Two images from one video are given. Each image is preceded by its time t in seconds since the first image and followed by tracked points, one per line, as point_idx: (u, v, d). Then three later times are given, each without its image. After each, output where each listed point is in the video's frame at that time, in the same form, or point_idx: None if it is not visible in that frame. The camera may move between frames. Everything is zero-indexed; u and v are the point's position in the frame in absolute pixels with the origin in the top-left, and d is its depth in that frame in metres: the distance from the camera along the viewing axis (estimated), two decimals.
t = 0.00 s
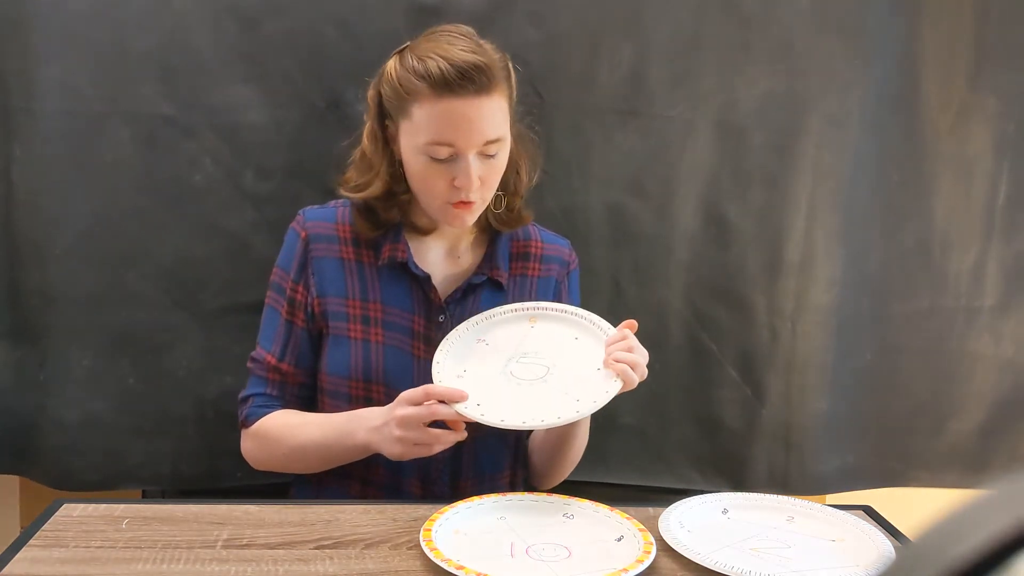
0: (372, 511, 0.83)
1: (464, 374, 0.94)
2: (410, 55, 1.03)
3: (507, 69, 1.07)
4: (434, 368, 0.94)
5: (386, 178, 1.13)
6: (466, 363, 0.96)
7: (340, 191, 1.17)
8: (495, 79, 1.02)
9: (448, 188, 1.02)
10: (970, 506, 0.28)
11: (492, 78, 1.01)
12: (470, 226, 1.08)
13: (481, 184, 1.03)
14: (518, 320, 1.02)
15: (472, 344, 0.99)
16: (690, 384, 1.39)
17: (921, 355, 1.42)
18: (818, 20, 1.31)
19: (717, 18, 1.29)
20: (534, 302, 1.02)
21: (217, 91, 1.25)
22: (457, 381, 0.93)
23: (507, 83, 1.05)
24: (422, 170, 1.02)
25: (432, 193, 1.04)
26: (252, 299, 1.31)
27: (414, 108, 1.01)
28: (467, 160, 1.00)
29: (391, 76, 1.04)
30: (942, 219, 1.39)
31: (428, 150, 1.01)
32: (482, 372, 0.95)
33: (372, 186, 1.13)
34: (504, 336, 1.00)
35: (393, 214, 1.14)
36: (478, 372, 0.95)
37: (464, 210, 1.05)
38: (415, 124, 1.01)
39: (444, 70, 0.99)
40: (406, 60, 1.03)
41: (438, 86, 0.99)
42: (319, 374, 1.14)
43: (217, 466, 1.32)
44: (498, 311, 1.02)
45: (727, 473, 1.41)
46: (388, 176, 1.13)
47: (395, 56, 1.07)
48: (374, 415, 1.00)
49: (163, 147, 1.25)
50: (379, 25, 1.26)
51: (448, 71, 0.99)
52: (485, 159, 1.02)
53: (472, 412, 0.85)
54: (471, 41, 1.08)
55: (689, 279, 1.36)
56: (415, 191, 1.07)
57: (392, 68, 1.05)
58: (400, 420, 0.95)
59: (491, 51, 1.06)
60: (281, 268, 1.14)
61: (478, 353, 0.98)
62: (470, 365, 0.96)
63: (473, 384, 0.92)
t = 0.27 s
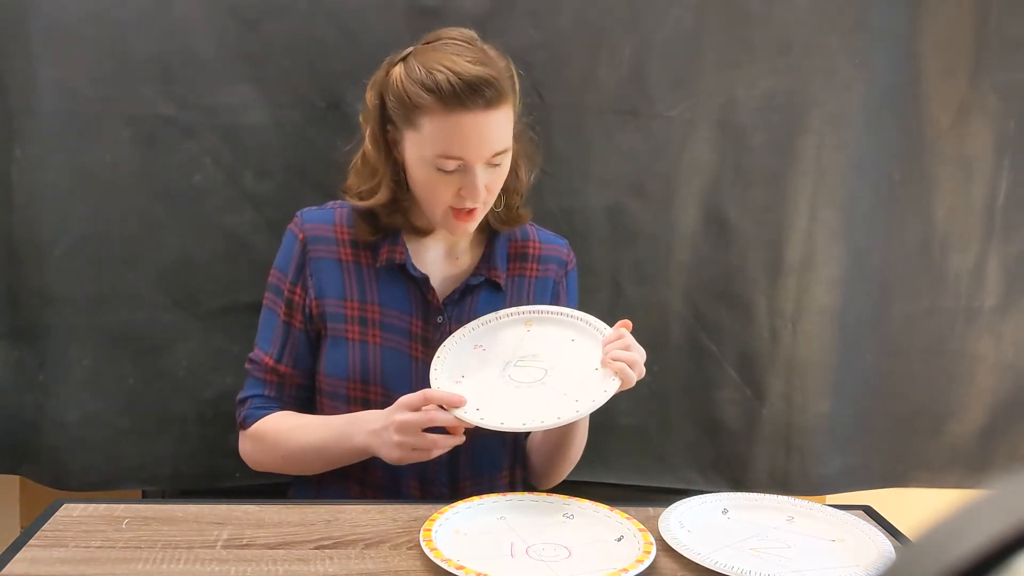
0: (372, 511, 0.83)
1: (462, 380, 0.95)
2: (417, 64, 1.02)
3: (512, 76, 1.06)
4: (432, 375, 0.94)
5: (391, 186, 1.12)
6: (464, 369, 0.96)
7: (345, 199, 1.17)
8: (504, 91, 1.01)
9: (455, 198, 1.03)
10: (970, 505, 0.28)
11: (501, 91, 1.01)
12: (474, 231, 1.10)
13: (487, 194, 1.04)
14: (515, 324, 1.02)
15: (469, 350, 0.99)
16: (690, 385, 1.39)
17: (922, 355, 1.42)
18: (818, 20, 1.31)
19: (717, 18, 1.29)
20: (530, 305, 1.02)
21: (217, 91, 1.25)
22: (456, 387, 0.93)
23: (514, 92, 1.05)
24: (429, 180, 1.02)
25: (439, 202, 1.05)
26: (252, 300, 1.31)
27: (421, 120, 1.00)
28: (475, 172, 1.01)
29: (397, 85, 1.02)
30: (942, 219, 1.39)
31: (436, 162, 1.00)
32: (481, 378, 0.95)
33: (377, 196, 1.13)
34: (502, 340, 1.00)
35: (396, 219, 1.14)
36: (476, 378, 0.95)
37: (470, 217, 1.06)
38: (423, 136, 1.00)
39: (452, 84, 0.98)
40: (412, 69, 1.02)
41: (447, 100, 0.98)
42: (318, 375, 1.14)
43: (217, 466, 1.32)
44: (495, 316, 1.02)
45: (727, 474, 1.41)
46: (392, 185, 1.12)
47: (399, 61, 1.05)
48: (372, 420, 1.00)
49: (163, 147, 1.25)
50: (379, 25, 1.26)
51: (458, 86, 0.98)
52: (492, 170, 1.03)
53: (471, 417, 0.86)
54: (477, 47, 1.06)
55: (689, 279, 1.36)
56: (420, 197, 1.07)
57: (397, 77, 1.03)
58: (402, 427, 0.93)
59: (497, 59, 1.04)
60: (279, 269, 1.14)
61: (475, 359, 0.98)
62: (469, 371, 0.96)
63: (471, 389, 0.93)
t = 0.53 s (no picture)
0: (373, 511, 0.83)
1: (468, 388, 0.95)
2: (419, 65, 1.01)
3: (513, 76, 1.06)
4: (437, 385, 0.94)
5: (393, 188, 1.12)
6: (468, 378, 0.96)
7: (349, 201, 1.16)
8: (507, 91, 1.01)
9: (459, 199, 1.03)
10: (970, 506, 0.28)
11: (504, 91, 1.00)
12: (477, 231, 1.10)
13: (491, 194, 1.04)
14: (516, 328, 1.02)
15: (472, 358, 1.00)
16: (690, 385, 1.39)
17: (922, 355, 1.42)
18: (818, 20, 1.31)
19: (717, 18, 1.29)
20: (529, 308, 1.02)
21: (217, 91, 1.25)
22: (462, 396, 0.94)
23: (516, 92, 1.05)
24: (433, 182, 1.03)
25: (443, 203, 1.05)
26: (252, 300, 1.31)
27: (425, 122, 1.00)
28: (480, 173, 1.01)
29: (400, 87, 1.02)
30: (942, 219, 1.38)
31: (440, 164, 1.00)
32: (487, 384, 0.95)
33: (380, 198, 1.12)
34: (504, 346, 1.01)
35: (400, 221, 1.13)
36: (481, 385, 0.95)
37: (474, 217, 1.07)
38: (427, 138, 1.00)
39: (456, 85, 0.98)
40: (414, 70, 1.01)
41: (451, 101, 0.98)
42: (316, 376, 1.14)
43: (217, 466, 1.32)
44: (496, 321, 1.03)
45: (727, 474, 1.41)
46: (394, 186, 1.11)
47: (401, 62, 1.05)
48: (369, 428, 1.02)
49: (164, 147, 1.25)
50: (380, 25, 1.26)
51: (462, 87, 0.98)
52: (496, 170, 1.03)
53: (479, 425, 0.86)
54: (478, 46, 1.05)
55: (689, 279, 1.36)
56: (423, 198, 1.07)
57: (400, 77, 1.03)
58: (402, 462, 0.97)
59: (499, 60, 1.04)
60: (278, 270, 1.14)
61: (480, 366, 0.98)
62: (473, 378, 0.97)
63: (478, 397, 0.93)
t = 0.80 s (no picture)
0: (373, 511, 0.83)
1: (473, 391, 0.95)
2: (418, 65, 1.01)
3: (513, 74, 1.06)
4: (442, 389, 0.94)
5: (394, 192, 1.11)
6: (472, 381, 0.96)
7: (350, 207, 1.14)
8: (507, 89, 1.01)
9: (462, 199, 1.03)
10: (969, 506, 0.28)
11: (505, 89, 1.00)
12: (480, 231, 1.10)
13: (494, 193, 1.04)
14: (516, 328, 1.02)
15: (474, 360, 0.99)
16: (690, 385, 1.39)
17: (921, 355, 1.42)
18: (818, 20, 1.31)
19: (717, 18, 1.29)
20: (529, 309, 1.02)
21: (217, 91, 1.25)
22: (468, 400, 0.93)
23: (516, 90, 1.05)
24: (436, 182, 1.02)
25: (445, 203, 1.05)
26: (252, 300, 1.31)
27: (426, 122, 1.00)
28: (482, 172, 1.01)
29: (399, 88, 1.02)
30: (942, 219, 1.39)
31: (442, 164, 1.01)
32: (491, 388, 0.95)
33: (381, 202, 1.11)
34: (505, 348, 1.01)
35: (401, 225, 1.13)
36: (485, 388, 0.95)
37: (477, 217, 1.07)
38: (428, 138, 1.00)
39: (456, 84, 0.98)
40: (414, 70, 1.01)
41: (451, 100, 0.98)
42: (313, 376, 1.15)
43: (217, 466, 1.32)
44: (495, 321, 1.03)
45: (727, 474, 1.41)
46: (395, 190, 1.11)
47: (399, 63, 1.05)
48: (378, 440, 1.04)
49: (164, 147, 1.25)
50: (380, 24, 1.26)
51: (463, 85, 0.98)
52: (498, 169, 1.03)
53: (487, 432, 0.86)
54: (477, 44, 1.05)
55: (689, 279, 1.36)
56: (425, 199, 1.07)
57: (399, 77, 1.03)
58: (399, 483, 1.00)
59: (498, 58, 1.04)
60: (275, 270, 1.14)
61: (482, 369, 0.98)
62: (477, 381, 0.96)
63: (483, 402, 0.93)
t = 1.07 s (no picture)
0: (373, 511, 0.83)
1: (493, 387, 0.91)
2: (415, 60, 1.02)
3: (511, 69, 1.07)
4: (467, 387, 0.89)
5: (393, 187, 1.11)
6: (490, 376, 0.93)
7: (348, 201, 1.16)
8: (503, 82, 1.02)
9: (460, 193, 1.03)
10: (969, 506, 0.28)
11: (501, 82, 1.01)
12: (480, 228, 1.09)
13: (493, 187, 1.04)
14: (519, 321, 1.01)
15: (485, 354, 0.96)
16: (690, 385, 1.39)
17: (921, 354, 1.42)
18: (818, 20, 1.31)
19: (717, 18, 1.29)
20: (533, 301, 1.01)
21: (217, 91, 1.25)
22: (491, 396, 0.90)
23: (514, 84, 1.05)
24: (434, 176, 1.02)
25: (444, 198, 1.04)
26: (251, 300, 1.31)
27: (423, 115, 1.00)
28: (480, 166, 1.01)
29: (396, 83, 1.03)
30: (942, 219, 1.39)
31: (440, 157, 1.00)
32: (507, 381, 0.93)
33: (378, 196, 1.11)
34: (513, 341, 0.99)
35: (401, 222, 1.13)
36: (504, 382, 0.92)
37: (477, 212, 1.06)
38: (425, 131, 1.00)
39: (453, 77, 0.98)
40: (410, 66, 1.02)
41: (448, 93, 0.98)
42: (314, 377, 1.15)
43: (217, 466, 1.32)
44: (500, 315, 1.00)
45: (727, 474, 1.41)
46: (393, 185, 1.11)
47: (397, 59, 1.06)
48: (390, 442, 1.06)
49: (164, 147, 1.25)
50: (380, 24, 1.26)
51: (458, 77, 0.98)
52: (496, 163, 1.03)
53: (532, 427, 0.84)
54: (475, 40, 1.06)
55: (689, 279, 1.36)
56: (424, 196, 1.07)
57: (396, 73, 1.04)
58: (419, 484, 1.02)
59: (495, 53, 1.05)
60: (274, 271, 1.14)
61: (495, 362, 0.95)
62: (493, 375, 0.93)
63: (507, 395, 0.90)
